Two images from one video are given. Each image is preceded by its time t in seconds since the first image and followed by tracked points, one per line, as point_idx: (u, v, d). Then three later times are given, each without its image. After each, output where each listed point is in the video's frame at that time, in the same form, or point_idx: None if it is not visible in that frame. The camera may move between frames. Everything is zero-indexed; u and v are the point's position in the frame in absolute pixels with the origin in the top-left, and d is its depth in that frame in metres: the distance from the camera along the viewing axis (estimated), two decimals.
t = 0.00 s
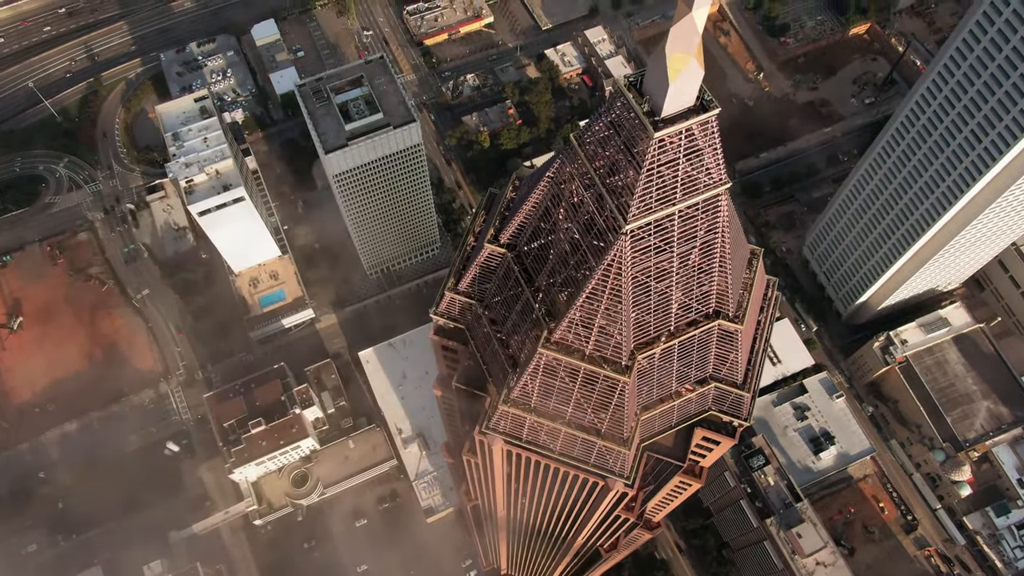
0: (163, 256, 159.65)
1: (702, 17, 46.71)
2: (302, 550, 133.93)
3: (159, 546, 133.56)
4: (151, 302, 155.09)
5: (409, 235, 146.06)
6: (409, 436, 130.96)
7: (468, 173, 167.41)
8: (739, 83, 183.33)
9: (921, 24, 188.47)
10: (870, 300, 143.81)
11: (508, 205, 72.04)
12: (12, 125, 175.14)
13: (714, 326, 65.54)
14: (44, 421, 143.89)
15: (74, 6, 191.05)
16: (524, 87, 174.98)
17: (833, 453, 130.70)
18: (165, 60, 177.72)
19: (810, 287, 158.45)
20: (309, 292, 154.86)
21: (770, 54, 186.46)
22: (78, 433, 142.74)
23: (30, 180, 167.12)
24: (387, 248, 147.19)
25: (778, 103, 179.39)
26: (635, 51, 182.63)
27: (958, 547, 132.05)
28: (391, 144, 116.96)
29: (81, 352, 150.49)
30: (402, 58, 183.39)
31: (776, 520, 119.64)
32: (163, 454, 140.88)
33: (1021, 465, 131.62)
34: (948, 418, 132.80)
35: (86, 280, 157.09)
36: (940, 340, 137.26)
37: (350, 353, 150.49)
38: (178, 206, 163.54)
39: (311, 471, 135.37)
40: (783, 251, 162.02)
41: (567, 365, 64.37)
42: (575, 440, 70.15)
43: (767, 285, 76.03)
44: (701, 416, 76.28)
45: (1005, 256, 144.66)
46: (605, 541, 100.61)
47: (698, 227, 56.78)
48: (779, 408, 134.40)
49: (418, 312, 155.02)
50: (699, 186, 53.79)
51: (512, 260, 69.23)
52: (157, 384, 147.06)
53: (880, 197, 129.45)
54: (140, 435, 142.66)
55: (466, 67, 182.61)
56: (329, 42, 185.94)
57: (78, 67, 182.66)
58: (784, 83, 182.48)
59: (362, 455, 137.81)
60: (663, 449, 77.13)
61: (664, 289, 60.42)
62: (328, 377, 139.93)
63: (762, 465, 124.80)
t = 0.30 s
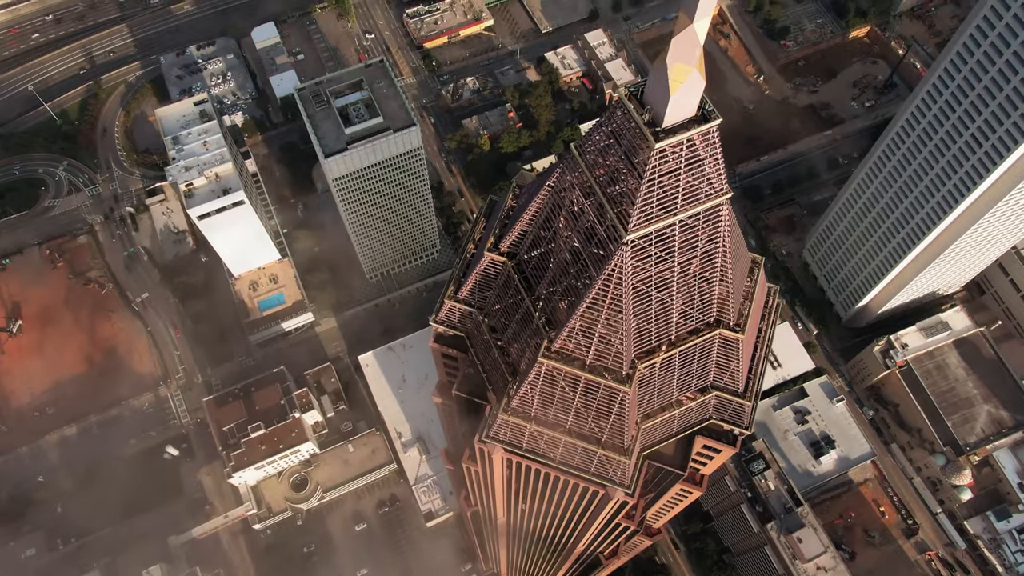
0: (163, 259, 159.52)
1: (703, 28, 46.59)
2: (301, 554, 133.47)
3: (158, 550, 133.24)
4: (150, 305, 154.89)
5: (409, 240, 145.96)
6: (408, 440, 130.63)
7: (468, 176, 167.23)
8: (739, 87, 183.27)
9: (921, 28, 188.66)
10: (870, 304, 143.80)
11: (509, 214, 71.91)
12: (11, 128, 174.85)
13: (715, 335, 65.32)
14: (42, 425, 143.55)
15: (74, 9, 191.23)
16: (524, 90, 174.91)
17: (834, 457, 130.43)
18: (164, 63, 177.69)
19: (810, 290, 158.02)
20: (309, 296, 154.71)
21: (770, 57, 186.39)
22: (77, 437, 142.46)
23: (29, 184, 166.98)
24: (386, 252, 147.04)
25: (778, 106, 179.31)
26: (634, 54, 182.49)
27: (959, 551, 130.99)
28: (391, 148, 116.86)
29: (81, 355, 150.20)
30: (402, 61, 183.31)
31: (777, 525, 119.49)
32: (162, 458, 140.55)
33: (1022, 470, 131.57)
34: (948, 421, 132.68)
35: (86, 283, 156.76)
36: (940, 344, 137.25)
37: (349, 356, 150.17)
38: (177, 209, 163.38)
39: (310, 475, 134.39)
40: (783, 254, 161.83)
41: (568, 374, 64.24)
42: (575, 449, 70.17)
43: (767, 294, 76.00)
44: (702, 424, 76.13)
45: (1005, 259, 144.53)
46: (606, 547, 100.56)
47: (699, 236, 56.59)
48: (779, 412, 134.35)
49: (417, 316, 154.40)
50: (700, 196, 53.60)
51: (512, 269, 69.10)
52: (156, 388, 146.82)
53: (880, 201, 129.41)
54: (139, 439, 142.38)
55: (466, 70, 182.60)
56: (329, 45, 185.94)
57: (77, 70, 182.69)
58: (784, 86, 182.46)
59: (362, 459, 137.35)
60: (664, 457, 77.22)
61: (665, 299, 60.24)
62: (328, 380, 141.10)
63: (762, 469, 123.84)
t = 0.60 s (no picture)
0: (162, 263, 159.34)
1: (704, 39, 46.40)
2: (301, 559, 133.17)
3: (157, 554, 132.99)
4: (150, 309, 154.74)
5: (409, 244, 145.90)
6: (408, 444, 130.41)
7: (468, 179, 167.14)
8: (739, 90, 183.15)
9: (921, 31, 188.69)
10: (870, 308, 143.79)
11: (509, 222, 71.79)
12: (11, 131, 174.76)
13: (716, 344, 65.25)
14: (42, 428, 143.27)
15: (75, 13, 191.41)
16: (524, 93, 174.84)
17: (834, 461, 130.20)
18: (164, 67, 177.75)
19: (811, 294, 157.71)
20: (309, 299, 154.52)
21: (770, 60, 186.34)
22: (76, 441, 142.24)
23: (29, 187, 166.81)
24: (386, 255, 146.94)
25: (779, 109, 179.18)
26: (634, 57, 182.37)
27: (960, 556, 131.01)
28: (391, 152, 116.70)
29: (80, 359, 149.99)
30: (402, 64, 183.21)
31: (777, 529, 118.67)
32: (161, 462, 140.33)
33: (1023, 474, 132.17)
34: (949, 426, 132.16)
35: (85, 287, 156.66)
36: (940, 348, 137.38)
37: (349, 360, 149.98)
38: (177, 212, 163.23)
39: (310, 480, 133.92)
40: (783, 258, 161.57)
41: (568, 384, 64.13)
42: (576, 459, 70.05)
43: (768, 302, 75.94)
44: (702, 432, 75.92)
45: (1006, 263, 144.24)
46: (606, 554, 100.54)
47: (700, 246, 56.45)
48: (780, 416, 134.11)
49: (416, 319, 153.72)
50: (701, 206, 53.45)
51: (512, 277, 68.98)
52: (155, 392, 146.54)
53: (880, 206, 129.41)
54: (138, 443, 142.16)
55: (466, 73, 182.46)
56: (329, 49, 185.93)
57: (77, 73, 182.69)
58: (784, 89, 182.41)
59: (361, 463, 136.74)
60: (665, 467, 76.91)
61: (665, 308, 60.12)
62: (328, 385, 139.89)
63: (762, 474, 123.45)
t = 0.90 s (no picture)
0: (162, 266, 159.10)
1: (706, 51, 46.35)
2: (300, 563, 132.79)
3: (157, 558, 132.70)
4: (149, 312, 154.60)
5: (409, 248, 145.90)
6: (408, 448, 130.17)
7: (468, 183, 167.03)
8: (739, 93, 183.07)
9: (921, 34, 188.72)
10: (870, 312, 143.67)
11: (509, 230, 71.68)
12: (11, 134, 174.59)
13: (717, 354, 65.13)
14: (41, 432, 143.01)
15: (75, 16, 191.43)
16: (524, 97, 174.75)
17: (834, 465, 129.98)
18: (164, 70, 177.88)
19: (811, 298, 157.50)
20: (309, 303, 154.31)
21: (770, 63, 186.29)
22: (75, 445, 141.98)
23: (29, 191, 166.80)
24: (386, 259, 146.93)
25: (779, 113, 178.96)
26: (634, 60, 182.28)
27: (961, 560, 130.69)
28: (391, 156, 116.63)
29: (79, 362, 149.75)
30: (402, 67, 183.15)
31: (778, 534, 118.51)
32: (161, 466, 140.08)
33: None
34: (949, 430, 131.85)
35: (85, 290, 156.49)
36: (941, 351, 137.07)
37: (349, 364, 149.74)
38: (177, 215, 162.78)
39: (309, 484, 133.91)
40: (783, 261, 161.39)
41: (568, 394, 64.04)
42: (576, 468, 69.93)
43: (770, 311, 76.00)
44: (703, 441, 75.84)
45: (1006, 266, 144.11)
46: (607, 561, 100.25)
47: (701, 256, 56.34)
48: (781, 420, 133.84)
49: (416, 323, 153.38)
50: (702, 217, 53.31)
51: (513, 286, 68.87)
52: (154, 396, 146.34)
53: (880, 210, 129.38)
54: (138, 446, 141.90)
55: (466, 76, 182.36)
56: (329, 51, 185.90)
57: (77, 76, 182.66)
58: (784, 93, 182.39)
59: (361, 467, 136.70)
60: (667, 476, 76.24)
61: (667, 318, 59.96)
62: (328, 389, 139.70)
63: (763, 479, 123.53)
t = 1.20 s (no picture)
0: (161, 270, 158.81)
1: (707, 63, 46.39)
2: (299, 567, 132.42)
3: (156, 563, 132.32)
4: (149, 316, 154.46)
5: (408, 252, 145.79)
6: (408, 453, 129.90)
7: (468, 186, 166.85)
8: (739, 96, 183.06)
9: (921, 37, 188.76)
10: (871, 316, 143.55)
11: (509, 238, 71.54)
12: (10, 137, 174.42)
13: (718, 363, 64.96)
14: (41, 436, 142.76)
15: (75, 19, 191.52)
16: (524, 100, 174.64)
17: (835, 469, 129.65)
18: (164, 73, 177.85)
19: (812, 301, 157.24)
20: (308, 307, 154.16)
21: (770, 67, 186.30)
22: (74, 449, 141.71)
23: (29, 194, 166.64)
24: (386, 263, 146.78)
25: (780, 115, 178.74)
26: (634, 64, 182.26)
27: (962, 565, 130.43)
28: (391, 159, 116.53)
29: (78, 366, 149.53)
30: (402, 71, 183.18)
31: (779, 539, 118.08)
32: (160, 470, 139.81)
33: None
34: (950, 434, 131.63)
35: (84, 294, 156.26)
36: (942, 355, 136.87)
37: (349, 368, 149.54)
38: (176, 219, 162.49)
39: (309, 488, 133.53)
40: (784, 265, 161.20)
41: (569, 404, 63.89)
42: (577, 477, 69.91)
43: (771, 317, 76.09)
44: (705, 450, 75.68)
45: (1007, 270, 144.01)
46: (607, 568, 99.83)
47: (702, 266, 56.21)
48: (781, 424, 133.59)
49: (416, 326, 153.07)
50: (704, 226, 53.14)
51: (513, 294, 68.76)
52: (154, 399, 146.09)
53: (880, 214, 129.29)
54: (137, 451, 141.60)
55: (466, 80, 182.31)
56: (329, 54, 185.88)
57: (77, 79, 182.64)
58: (784, 96, 182.33)
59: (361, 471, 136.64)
60: (666, 484, 76.70)
61: (668, 327, 59.79)
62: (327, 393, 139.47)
63: (763, 483, 123.15)
